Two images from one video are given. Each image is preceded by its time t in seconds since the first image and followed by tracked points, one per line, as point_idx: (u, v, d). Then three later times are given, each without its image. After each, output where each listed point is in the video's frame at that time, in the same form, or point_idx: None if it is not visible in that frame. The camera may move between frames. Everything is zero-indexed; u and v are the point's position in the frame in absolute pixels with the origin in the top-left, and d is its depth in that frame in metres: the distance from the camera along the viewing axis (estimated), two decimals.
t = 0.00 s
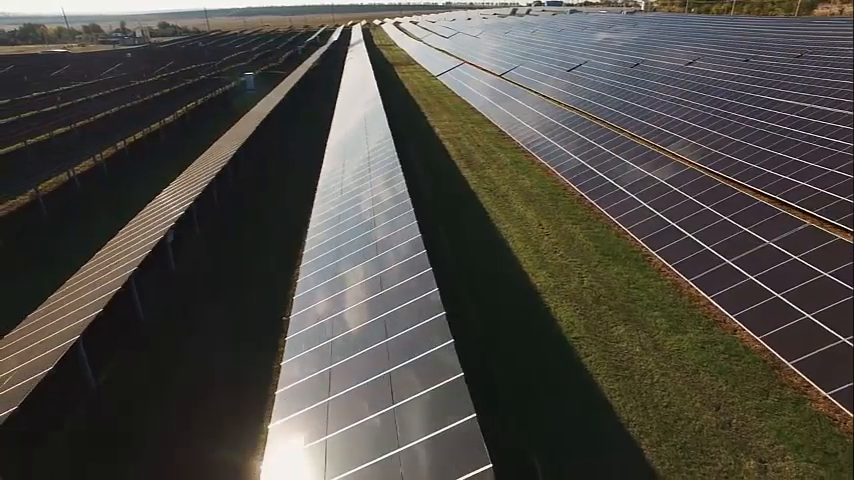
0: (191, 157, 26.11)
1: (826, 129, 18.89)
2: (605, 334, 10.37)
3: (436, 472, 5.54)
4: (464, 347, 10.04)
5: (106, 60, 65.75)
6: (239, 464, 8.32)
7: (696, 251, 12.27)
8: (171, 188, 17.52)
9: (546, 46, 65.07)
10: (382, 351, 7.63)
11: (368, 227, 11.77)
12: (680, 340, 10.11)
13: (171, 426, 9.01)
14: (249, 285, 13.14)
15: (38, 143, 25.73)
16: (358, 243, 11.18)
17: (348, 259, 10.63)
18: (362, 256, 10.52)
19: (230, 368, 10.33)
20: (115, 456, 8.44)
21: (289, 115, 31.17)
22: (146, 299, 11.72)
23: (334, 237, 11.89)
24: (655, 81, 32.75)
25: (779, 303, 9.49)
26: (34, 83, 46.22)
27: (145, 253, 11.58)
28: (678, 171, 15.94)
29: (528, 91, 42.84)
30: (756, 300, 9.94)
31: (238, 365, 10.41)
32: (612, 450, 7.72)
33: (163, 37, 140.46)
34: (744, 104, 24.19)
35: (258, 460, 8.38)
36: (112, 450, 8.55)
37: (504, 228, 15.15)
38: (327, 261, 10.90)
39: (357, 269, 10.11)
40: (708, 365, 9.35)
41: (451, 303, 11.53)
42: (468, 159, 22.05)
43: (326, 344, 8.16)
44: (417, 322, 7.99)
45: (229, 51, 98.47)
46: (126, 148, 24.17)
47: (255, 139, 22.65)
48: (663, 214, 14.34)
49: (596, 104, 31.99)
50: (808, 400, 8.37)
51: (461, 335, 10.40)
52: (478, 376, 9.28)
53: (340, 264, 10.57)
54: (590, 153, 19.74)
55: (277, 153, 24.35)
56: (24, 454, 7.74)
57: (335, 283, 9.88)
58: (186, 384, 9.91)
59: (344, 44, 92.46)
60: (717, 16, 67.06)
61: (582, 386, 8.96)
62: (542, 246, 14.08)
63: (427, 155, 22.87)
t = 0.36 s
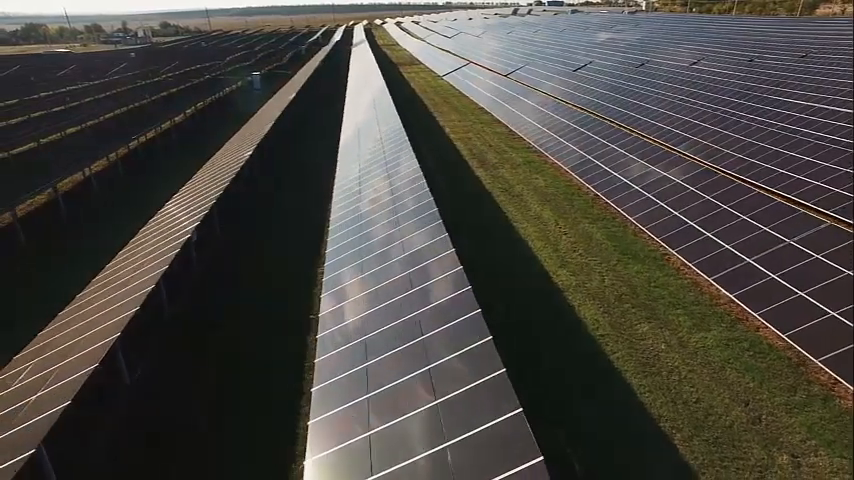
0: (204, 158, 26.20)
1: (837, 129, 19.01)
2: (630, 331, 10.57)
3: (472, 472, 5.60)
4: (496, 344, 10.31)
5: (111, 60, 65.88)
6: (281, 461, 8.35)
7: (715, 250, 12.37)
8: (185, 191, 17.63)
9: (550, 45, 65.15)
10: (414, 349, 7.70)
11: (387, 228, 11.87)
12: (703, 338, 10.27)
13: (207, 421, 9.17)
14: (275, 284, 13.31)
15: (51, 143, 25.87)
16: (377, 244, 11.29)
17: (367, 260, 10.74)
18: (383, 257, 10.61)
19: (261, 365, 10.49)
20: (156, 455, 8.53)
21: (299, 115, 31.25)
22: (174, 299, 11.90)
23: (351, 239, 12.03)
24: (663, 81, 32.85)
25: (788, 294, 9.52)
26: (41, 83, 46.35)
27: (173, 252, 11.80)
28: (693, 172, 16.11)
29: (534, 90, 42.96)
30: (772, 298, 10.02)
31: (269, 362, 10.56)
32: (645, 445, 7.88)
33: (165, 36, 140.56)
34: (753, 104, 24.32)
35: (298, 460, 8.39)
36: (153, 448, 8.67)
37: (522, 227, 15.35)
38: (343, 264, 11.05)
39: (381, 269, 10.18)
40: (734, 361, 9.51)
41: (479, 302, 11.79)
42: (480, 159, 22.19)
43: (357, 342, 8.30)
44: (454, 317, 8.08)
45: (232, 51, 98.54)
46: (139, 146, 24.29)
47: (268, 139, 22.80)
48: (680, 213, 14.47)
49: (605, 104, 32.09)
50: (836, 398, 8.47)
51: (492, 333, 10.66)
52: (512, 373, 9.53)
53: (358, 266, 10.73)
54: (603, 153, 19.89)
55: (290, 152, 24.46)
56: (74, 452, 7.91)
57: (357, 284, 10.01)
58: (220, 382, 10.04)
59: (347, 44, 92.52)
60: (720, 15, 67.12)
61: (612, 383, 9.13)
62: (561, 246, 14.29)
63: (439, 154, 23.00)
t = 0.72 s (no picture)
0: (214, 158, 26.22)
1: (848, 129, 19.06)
2: (654, 329, 10.68)
3: (513, 472, 5.72)
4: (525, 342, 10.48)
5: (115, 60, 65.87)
6: (319, 461, 8.39)
7: (734, 249, 12.36)
8: (200, 191, 17.74)
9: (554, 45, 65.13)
10: (447, 347, 7.76)
11: (396, 232, 11.78)
12: (726, 335, 10.35)
13: (238, 419, 9.29)
14: (296, 283, 13.42)
15: (62, 143, 25.97)
16: (386, 249, 11.26)
17: (386, 261, 10.74)
18: (397, 261, 10.56)
19: (289, 362, 10.62)
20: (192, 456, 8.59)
21: (308, 115, 31.28)
22: (201, 300, 11.96)
23: (369, 239, 12.04)
24: (670, 80, 32.91)
25: (801, 285, 9.28)
26: (48, 83, 46.43)
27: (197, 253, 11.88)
28: (708, 171, 16.18)
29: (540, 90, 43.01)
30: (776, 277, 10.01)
31: (297, 359, 10.68)
32: (676, 441, 7.99)
33: (167, 36, 140.56)
34: (762, 104, 24.38)
35: (334, 457, 8.46)
36: (189, 447, 8.75)
37: (539, 227, 15.49)
38: (356, 268, 11.08)
39: (405, 269, 10.15)
40: (758, 358, 9.59)
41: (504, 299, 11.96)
42: (492, 159, 22.28)
43: (391, 339, 8.38)
44: (484, 316, 8.13)
45: (234, 51, 98.46)
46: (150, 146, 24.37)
47: (280, 139, 22.89)
48: (697, 212, 14.53)
49: (613, 104, 32.13)
50: None
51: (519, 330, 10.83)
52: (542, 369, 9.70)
53: (368, 271, 10.77)
54: (616, 153, 19.97)
55: (301, 152, 24.53)
56: (115, 454, 8.01)
57: (369, 289, 10.02)
58: (250, 382, 10.14)
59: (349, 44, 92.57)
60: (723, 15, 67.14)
61: (639, 380, 9.25)
62: (579, 244, 14.40)
63: (450, 154, 23.06)
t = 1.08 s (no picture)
0: (225, 158, 26.24)
1: None
2: (677, 326, 10.81)
3: (560, 464, 5.63)
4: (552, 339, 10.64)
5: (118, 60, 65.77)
6: (358, 458, 8.48)
7: (753, 248, 12.44)
8: (218, 191, 17.75)
9: (557, 45, 65.15)
10: (481, 343, 7.76)
11: (414, 233, 11.71)
12: (749, 333, 10.45)
13: (273, 417, 9.39)
14: (319, 283, 13.49)
15: (73, 143, 25.98)
16: (408, 247, 11.26)
17: (413, 258, 10.71)
18: (419, 261, 10.48)
19: (317, 359, 10.73)
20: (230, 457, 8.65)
21: (317, 115, 31.31)
22: (228, 297, 12.04)
23: (392, 237, 12.08)
24: (677, 80, 32.99)
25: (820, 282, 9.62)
26: (53, 83, 46.38)
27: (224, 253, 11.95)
28: (725, 171, 16.24)
29: (546, 90, 43.12)
30: (818, 293, 9.73)
31: (324, 357, 10.79)
32: (708, 438, 8.07)
33: (168, 36, 140.47)
34: (769, 103, 24.50)
35: (372, 454, 8.56)
36: (226, 448, 8.83)
37: (556, 226, 15.60)
38: (376, 269, 10.98)
39: (431, 266, 10.14)
40: (782, 356, 9.69)
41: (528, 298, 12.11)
42: (505, 158, 22.40)
43: (422, 336, 8.35)
44: (517, 310, 8.13)
45: (235, 50, 98.31)
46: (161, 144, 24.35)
47: (293, 138, 22.92)
48: (715, 211, 14.58)
49: (620, 104, 32.20)
50: None
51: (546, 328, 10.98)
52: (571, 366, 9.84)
53: (388, 271, 10.73)
54: (629, 153, 20.04)
55: (313, 152, 24.58)
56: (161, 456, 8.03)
57: (395, 287, 9.99)
58: (280, 380, 10.24)
59: (351, 44, 92.59)
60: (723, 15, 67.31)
61: (667, 377, 9.35)
62: (597, 243, 14.54)
63: (463, 154, 23.12)
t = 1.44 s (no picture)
0: (234, 158, 26.28)
1: None
2: (698, 324, 10.92)
3: (601, 459, 5.64)
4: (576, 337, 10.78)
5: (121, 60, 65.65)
6: (390, 454, 8.61)
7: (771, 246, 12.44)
8: (233, 195, 17.82)
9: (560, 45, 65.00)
10: (512, 339, 7.74)
11: (433, 230, 11.72)
12: (770, 330, 10.54)
13: (303, 415, 9.50)
14: (339, 283, 13.55)
15: (83, 143, 26.01)
16: (428, 245, 11.26)
17: (434, 255, 10.71)
18: (443, 258, 10.42)
19: (342, 358, 10.84)
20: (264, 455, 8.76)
21: (325, 115, 31.31)
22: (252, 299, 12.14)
23: (412, 233, 12.09)
24: (683, 80, 33.00)
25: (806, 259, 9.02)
26: (58, 83, 46.31)
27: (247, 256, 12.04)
28: (739, 170, 16.25)
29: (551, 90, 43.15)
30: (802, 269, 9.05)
31: (349, 355, 10.90)
32: (737, 435, 8.20)
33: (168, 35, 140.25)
34: (777, 103, 24.52)
35: (406, 450, 8.65)
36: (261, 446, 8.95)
37: (572, 225, 15.70)
38: (400, 266, 10.93)
39: (453, 263, 10.13)
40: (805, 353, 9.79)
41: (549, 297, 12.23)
42: (516, 158, 22.45)
43: (448, 333, 8.35)
44: (547, 307, 8.10)
45: (237, 50, 98.15)
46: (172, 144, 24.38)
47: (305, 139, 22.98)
48: (730, 210, 14.58)
49: (628, 104, 32.18)
50: None
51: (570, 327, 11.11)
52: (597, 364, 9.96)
53: (409, 267, 10.73)
54: (641, 153, 20.08)
55: (323, 152, 24.61)
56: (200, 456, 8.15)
57: (417, 284, 9.98)
58: (307, 378, 10.36)
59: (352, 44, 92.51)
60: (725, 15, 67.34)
61: (693, 375, 9.46)
62: (613, 242, 14.64)
63: (474, 154, 23.14)
